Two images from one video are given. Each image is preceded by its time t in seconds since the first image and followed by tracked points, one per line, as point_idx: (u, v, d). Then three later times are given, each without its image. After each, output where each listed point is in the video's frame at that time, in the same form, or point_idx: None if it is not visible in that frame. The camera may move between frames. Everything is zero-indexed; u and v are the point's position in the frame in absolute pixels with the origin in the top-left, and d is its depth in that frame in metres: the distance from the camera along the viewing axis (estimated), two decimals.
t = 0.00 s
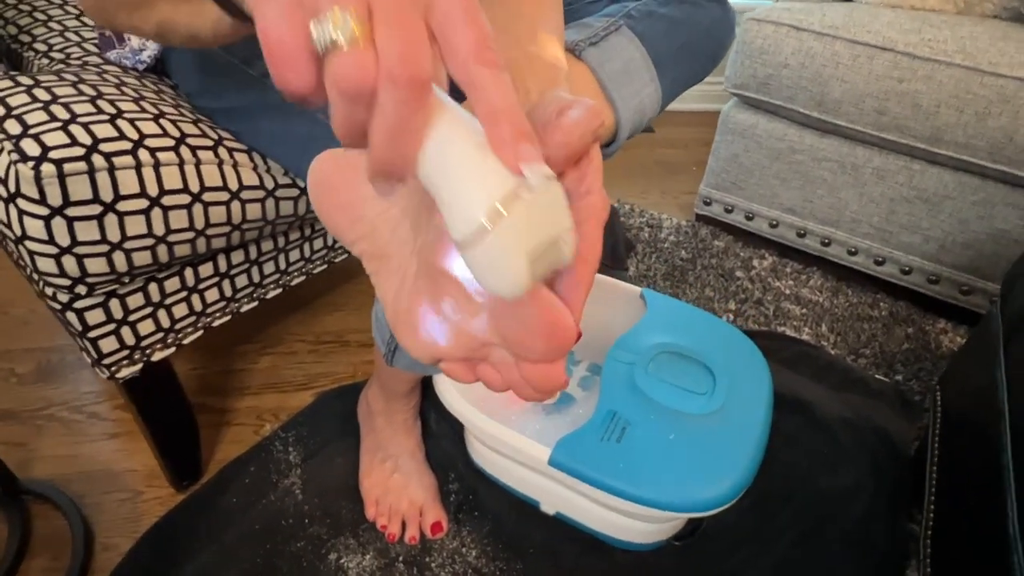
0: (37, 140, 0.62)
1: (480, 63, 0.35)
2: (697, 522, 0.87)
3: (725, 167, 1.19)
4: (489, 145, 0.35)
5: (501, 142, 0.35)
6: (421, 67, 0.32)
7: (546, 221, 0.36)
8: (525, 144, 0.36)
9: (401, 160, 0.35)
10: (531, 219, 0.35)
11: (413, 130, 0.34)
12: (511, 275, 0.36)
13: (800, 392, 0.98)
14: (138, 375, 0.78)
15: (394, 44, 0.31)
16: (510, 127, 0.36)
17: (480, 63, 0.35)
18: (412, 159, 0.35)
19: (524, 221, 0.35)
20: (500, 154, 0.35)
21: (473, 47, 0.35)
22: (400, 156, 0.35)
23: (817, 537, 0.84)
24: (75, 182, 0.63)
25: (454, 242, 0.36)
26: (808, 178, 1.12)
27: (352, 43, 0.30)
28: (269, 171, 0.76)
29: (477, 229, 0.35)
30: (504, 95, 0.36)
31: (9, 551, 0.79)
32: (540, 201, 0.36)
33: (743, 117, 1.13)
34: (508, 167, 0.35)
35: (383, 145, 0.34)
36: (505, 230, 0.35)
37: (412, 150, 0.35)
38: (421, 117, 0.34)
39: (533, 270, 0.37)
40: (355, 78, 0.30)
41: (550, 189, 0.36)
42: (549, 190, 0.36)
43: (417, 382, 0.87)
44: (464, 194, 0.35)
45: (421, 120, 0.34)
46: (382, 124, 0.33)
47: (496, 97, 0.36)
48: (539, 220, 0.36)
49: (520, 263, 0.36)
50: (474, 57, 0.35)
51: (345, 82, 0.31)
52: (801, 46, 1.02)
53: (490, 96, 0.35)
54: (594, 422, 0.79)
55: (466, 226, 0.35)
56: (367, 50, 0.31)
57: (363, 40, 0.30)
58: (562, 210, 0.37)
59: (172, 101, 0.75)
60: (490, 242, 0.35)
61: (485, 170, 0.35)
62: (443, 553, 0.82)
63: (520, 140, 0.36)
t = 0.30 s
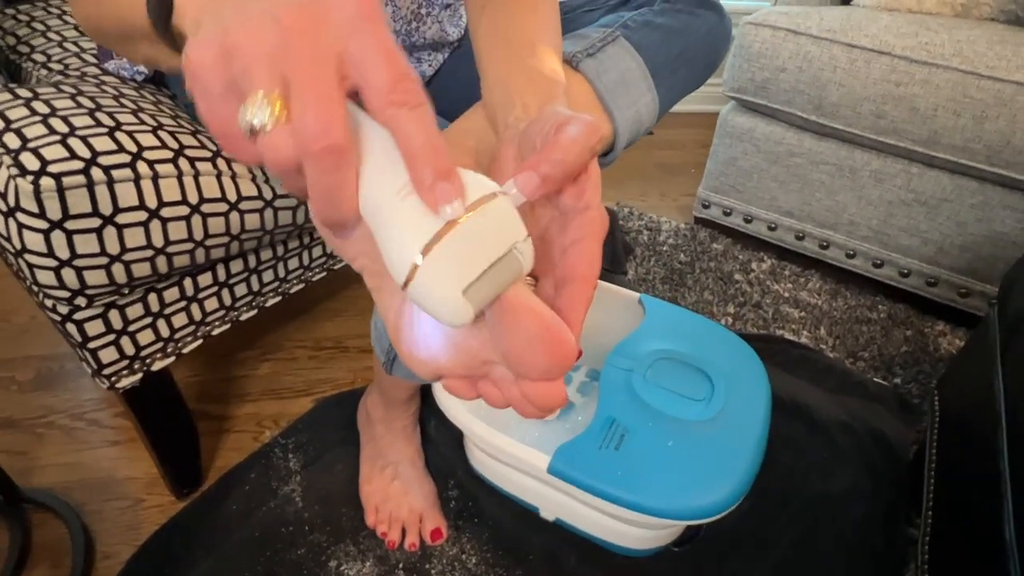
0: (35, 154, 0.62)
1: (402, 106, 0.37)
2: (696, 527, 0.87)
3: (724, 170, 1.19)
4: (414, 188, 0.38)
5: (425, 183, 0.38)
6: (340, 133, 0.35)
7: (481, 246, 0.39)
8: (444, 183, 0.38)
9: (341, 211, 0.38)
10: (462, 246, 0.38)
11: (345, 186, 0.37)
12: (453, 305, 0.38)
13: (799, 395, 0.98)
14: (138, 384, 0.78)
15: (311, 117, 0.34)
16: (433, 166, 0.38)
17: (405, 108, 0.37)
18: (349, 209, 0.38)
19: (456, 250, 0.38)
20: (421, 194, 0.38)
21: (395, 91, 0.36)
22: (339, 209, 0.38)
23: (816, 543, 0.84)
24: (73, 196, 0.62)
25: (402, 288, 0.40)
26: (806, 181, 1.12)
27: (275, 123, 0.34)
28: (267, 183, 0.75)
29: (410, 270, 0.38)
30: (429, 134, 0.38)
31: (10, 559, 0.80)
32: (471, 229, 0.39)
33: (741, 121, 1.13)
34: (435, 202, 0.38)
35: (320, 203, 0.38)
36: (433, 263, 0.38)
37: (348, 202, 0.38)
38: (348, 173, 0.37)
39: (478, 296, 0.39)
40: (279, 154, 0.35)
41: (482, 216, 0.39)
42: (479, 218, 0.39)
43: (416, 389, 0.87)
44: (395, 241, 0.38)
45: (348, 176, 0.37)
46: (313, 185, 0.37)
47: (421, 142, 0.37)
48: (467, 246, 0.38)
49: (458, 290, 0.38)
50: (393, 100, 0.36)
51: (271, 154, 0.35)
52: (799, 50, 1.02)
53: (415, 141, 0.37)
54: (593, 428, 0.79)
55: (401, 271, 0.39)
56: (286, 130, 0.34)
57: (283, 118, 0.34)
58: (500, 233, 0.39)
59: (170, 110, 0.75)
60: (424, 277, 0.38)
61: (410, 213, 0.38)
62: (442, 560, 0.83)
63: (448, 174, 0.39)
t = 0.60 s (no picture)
0: (33, 152, 0.61)
1: (355, 133, 0.36)
2: (697, 522, 0.87)
3: (725, 163, 1.18)
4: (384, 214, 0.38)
5: (388, 203, 0.37)
6: (299, 177, 0.38)
7: (462, 250, 0.39)
8: (410, 206, 0.37)
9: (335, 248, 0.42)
10: (443, 255, 0.39)
11: (328, 227, 0.40)
12: (449, 315, 0.39)
13: (800, 389, 0.98)
14: (139, 381, 0.78)
15: (265, 169, 0.37)
16: (397, 188, 0.37)
17: (360, 135, 0.36)
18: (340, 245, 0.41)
19: (438, 261, 0.39)
20: (392, 222, 0.38)
21: (343, 118, 0.36)
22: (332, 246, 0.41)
23: (817, 537, 0.84)
24: (71, 194, 0.62)
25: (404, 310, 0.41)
26: (808, 174, 1.11)
27: (244, 179, 0.39)
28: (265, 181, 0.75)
29: (399, 291, 0.39)
30: (392, 158, 0.37)
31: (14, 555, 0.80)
32: (450, 235, 0.39)
33: (743, 113, 1.12)
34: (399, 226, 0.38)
35: (312, 244, 0.41)
36: (418, 281, 0.39)
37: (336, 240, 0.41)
38: (324, 213, 0.39)
39: (473, 300, 0.40)
40: (256, 208, 0.39)
41: (460, 220, 0.39)
42: (457, 224, 0.39)
43: (417, 385, 0.88)
44: (382, 265, 0.40)
45: (323, 216, 0.39)
46: (298, 230, 0.40)
47: (381, 165, 0.37)
48: (449, 255, 0.39)
49: (449, 298, 0.39)
50: (344, 130, 0.36)
51: (254, 210, 0.40)
52: (800, 41, 1.01)
53: (375, 166, 0.37)
54: (593, 423, 0.79)
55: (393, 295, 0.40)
56: (255, 184, 0.39)
57: (250, 172, 0.39)
58: (480, 233, 0.40)
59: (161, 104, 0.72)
60: (413, 294, 0.39)
61: (387, 239, 0.39)
62: (444, 555, 0.83)
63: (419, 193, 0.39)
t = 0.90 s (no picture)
0: (32, 154, 0.62)
1: (342, 162, 0.34)
2: (696, 518, 0.87)
3: (724, 160, 1.18)
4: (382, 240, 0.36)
5: (382, 231, 0.36)
6: (300, 213, 0.37)
7: (467, 268, 0.37)
8: (405, 232, 0.36)
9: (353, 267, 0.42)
10: (449, 272, 0.37)
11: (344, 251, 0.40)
12: (465, 327, 0.39)
13: (800, 385, 0.98)
14: (139, 380, 0.79)
15: (268, 210, 0.37)
16: (393, 215, 0.35)
17: (348, 165, 0.34)
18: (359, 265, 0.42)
19: (446, 278, 0.37)
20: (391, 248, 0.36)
21: (328, 151, 0.34)
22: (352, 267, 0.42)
23: (814, 534, 0.84)
24: (69, 195, 0.63)
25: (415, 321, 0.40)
26: (807, 169, 1.11)
27: (255, 222, 0.39)
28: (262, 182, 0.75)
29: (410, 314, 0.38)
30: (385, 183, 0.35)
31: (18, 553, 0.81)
32: (454, 249, 0.37)
33: (741, 109, 1.12)
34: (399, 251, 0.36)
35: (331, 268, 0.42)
36: (428, 305, 0.38)
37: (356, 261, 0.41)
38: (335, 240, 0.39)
39: (485, 309, 0.39)
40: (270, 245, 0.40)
41: (462, 229, 0.37)
42: (462, 235, 0.37)
43: (416, 383, 0.88)
44: (390, 286, 0.38)
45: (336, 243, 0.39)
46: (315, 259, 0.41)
47: (376, 195, 0.35)
48: (454, 271, 0.37)
49: (462, 313, 0.38)
50: (332, 163, 0.34)
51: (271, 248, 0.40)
52: (799, 36, 1.01)
53: (368, 196, 0.35)
54: (591, 420, 0.79)
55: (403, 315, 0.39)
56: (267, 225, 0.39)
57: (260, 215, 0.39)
58: (484, 242, 0.38)
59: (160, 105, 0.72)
60: (426, 315, 0.38)
61: (391, 262, 0.38)
62: (444, 552, 0.83)
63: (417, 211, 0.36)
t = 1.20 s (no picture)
0: (46, 161, 0.63)
1: (345, 197, 0.35)
2: (705, 517, 0.87)
3: (729, 160, 1.18)
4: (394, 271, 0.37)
5: (393, 262, 0.36)
6: (304, 246, 0.38)
7: (478, 289, 0.38)
8: (416, 262, 0.36)
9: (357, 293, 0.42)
10: (463, 297, 0.38)
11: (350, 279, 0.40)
12: (481, 348, 0.40)
13: (807, 385, 0.98)
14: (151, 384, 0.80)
15: (273, 246, 0.37)
16: (401, 245, 0.35)
17: (352, 196, 0.35)
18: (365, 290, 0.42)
19: (458, 306, 0.38)
20: (404, 279, 0.37)
21: (331, 183, 0.34)
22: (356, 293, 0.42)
23: (822, 534, 0.84)
24: (84, 201, 0.63)
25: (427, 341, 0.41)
26: (813, 169, 1.11)
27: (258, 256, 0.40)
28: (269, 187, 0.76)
29: (426, 340, 0.39)
30: (391, 213, 0.35)
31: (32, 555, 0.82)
32: (469, 276, 0.38)
33: (747, 110, 1.13)
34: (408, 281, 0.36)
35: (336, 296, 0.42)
36: (445, 332, 0.38)
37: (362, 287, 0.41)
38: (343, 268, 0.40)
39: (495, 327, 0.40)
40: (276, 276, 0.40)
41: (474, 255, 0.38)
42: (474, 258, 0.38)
43: (424, 385, 0.89)
44: (404, 313, 0.39)
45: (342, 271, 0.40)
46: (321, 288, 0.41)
47: (384, 226, 0.35)
48: (467, 297, 0.38)
49: (476, 335, 0.39)
50: (336, 195, 0.35)
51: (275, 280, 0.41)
52: (803, 36, 1.01)
53: (375, 228, 0.35)
54: (598, 421, 0.80)
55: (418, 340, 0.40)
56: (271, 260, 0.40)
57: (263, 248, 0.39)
58: (497, 264, 0.39)
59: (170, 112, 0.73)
60: (441, 339, 0.39)
61: (403, 292, 0.38)
62: (453, 552, 0.84)
63: (428, 241, 0.37)
